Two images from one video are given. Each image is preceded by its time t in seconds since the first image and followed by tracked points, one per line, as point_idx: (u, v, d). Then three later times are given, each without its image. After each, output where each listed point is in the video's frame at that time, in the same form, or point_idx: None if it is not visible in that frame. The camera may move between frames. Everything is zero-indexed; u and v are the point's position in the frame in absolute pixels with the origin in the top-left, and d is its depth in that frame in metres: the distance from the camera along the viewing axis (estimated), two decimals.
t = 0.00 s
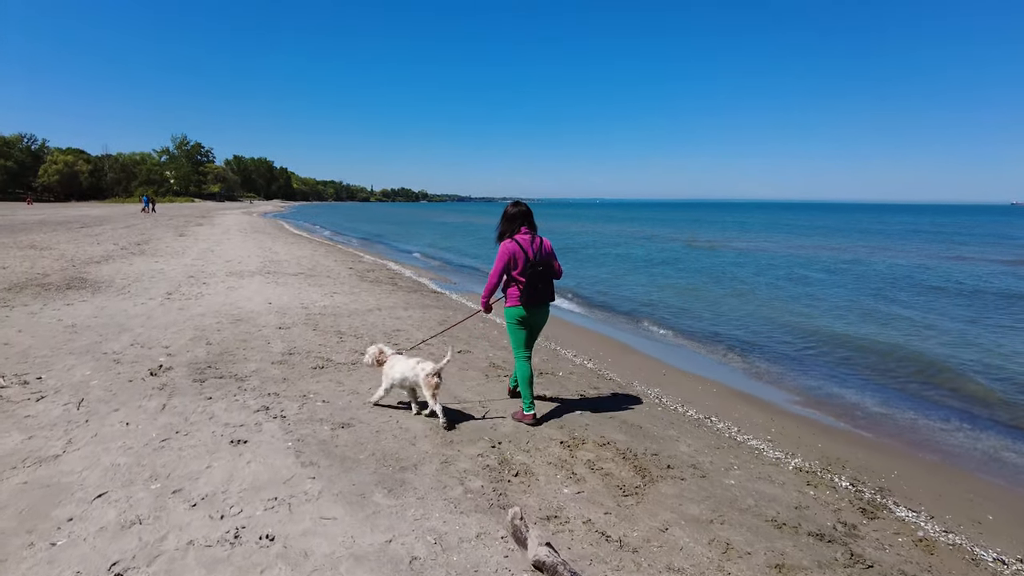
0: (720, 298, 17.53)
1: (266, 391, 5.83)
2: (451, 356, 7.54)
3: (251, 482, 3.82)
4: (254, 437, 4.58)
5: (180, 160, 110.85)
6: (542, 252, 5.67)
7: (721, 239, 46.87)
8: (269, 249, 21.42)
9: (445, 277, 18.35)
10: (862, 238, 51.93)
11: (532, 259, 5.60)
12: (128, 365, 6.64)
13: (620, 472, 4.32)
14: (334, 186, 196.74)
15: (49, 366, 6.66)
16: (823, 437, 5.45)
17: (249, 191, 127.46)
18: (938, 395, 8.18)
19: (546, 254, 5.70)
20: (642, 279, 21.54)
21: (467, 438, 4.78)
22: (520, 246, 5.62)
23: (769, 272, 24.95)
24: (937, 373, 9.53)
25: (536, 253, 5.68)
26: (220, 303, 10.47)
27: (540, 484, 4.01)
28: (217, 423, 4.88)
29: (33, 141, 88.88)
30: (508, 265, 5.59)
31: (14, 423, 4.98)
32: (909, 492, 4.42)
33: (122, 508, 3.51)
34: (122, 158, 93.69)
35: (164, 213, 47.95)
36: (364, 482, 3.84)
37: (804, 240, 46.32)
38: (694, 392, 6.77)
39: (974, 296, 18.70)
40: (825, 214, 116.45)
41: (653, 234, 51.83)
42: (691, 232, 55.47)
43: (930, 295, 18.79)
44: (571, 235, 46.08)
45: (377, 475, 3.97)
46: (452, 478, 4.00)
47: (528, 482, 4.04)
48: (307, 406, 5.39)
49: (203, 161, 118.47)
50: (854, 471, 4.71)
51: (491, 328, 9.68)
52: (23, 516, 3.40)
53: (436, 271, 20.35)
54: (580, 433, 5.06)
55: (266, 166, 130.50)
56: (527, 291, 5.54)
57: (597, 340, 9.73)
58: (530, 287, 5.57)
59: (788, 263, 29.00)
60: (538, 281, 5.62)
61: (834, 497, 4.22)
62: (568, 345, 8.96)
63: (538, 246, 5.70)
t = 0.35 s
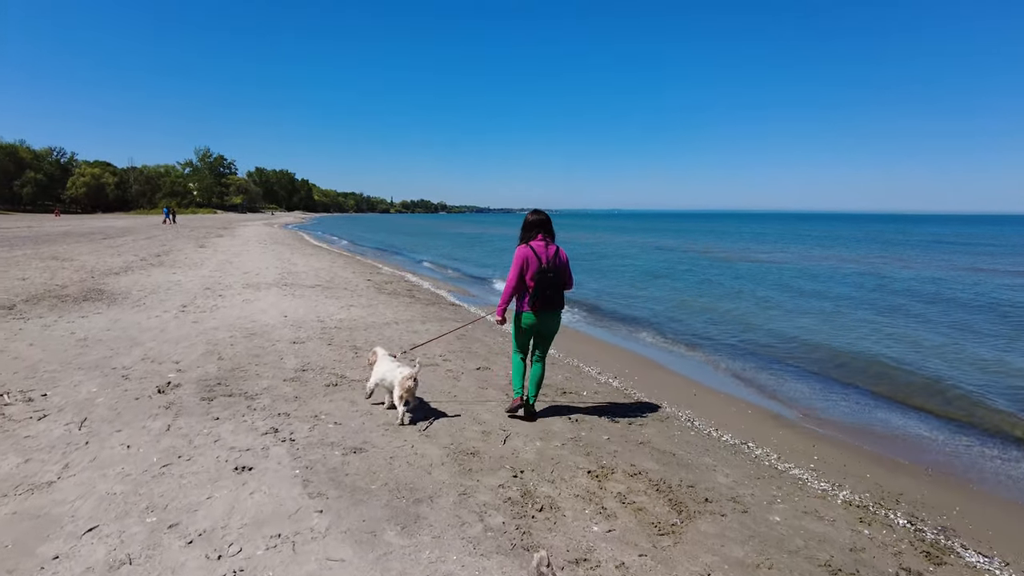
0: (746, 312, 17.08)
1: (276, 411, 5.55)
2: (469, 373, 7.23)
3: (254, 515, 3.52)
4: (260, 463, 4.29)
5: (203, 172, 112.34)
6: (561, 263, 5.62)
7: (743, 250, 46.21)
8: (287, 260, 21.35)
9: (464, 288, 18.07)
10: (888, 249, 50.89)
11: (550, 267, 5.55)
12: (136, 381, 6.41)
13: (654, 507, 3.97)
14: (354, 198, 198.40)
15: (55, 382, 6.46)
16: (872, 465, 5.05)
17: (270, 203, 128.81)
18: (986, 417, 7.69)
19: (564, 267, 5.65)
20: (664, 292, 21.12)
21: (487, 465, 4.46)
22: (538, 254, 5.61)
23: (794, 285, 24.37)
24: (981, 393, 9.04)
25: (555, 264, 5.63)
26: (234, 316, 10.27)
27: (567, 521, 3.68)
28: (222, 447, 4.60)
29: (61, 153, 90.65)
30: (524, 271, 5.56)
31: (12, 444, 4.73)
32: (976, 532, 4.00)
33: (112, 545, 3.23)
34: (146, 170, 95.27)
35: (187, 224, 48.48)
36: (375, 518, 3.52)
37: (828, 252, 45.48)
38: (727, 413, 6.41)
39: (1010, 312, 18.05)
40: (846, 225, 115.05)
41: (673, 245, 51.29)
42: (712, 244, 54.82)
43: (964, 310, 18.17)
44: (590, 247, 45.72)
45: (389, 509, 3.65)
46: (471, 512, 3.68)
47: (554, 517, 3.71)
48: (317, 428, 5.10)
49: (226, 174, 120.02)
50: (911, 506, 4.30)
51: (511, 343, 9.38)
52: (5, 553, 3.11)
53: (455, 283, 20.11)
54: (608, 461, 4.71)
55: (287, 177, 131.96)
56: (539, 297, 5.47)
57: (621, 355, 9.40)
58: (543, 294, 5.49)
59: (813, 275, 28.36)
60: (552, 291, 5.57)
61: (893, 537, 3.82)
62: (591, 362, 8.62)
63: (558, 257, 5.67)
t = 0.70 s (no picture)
0: (778, 325, 16.59)
1: (294, 431, 5.32)
2: (495, 391, 6.96)
3: (264, 552, 3.27)
4: (273, 492, 4.05)
5: (233, 183, 114.21)
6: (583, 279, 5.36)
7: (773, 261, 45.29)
8: (313, 271, 21.33)
9: (488, 300, 17.86)
10: (925, 260, 49.47)
11: (570, 285, 5.32)
12: (154, 398, 6.24)
13: (696, 546, 3.65)
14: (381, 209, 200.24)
15: (72, 397, 6.33)
16: (932, 500, 4.65)
17: (297, 213, 130.41)
18: None
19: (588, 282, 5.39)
20: (692, 304, 20.69)
21: (515, 497, 4.17)
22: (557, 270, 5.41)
23: (829, 298, 23.65)
24: None
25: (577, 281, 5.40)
26: (257, 329, 10.13)
27: (603, 563, 3.37)
28: (236, 471, 4.37)
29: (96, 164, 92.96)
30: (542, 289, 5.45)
31: (21, 464, 4.55)
32: None
33: None
34: (178, 181, 97.13)
35: (215, 234, 49.06)
36: (395, 558, 3.24)
37: (863, 263, 44.31)
38: (769, 437, 6.04)
39: None
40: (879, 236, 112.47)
41: (701, 256, 50.53)
42: (739, 254, 54.02)
43: (1007, 326, 17.46)
44: (616, 257, 45.31)
45: (409, 547, 3.38)
46: (497, 552, 3.39)
47: (588, 558, 3.41)
48: (336, 452, 4.85)
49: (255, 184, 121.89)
50: (981, 549, 3.91)
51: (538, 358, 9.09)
52: None
53: (479, 294, 19.93)
54: (645, 494, 4.39)
55: (314, 188, 133.58)
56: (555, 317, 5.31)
57: (652, 373, 9.04)
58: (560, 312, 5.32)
59: (848, 288, 27.52)
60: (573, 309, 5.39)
61: None
62: (620, 380, 8.28)
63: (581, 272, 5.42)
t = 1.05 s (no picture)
0: (812, 342, 16.06)
1: (314, 453, 5.08)
2: (523, 410, 6.65)
3: None
4: (291, 521, 3.79)
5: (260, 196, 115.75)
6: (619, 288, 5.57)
7: (803, 276, 44.34)
8: (337, 283, 21.21)
9: (513, 314, 17.57)
10: (961, 274, 48.10)
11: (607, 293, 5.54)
12: (171, 415, 6.04)
13: None
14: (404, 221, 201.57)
15: (90, 411, 6.15)
16: (1007, 540, 4.22)
17: (322, 225, 131.72)
18: None
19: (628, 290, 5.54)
20: (721, 320, 20.19)
21: (548, 530, 3.86)
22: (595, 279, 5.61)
23: (863, 314, 22.92)
24: None
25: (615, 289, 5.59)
26: (279, 342, 9.94)
27: None
28: (252, 497, 4.13)
29: (128, 177, 94.90)
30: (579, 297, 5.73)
31: (31, 485, 4.35)
32: None
33: None
34: (206, 195, 98.77)
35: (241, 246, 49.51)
36: None
37: (896, 277, 43.14)
38: (817, 464, 5.62)
39: None
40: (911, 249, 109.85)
41: (728, 269, 49.77)
42: (767, 268, 53.09)
43: None
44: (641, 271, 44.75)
45: None
46: None
47: None
48: (357, 476, 4.59)
49: (281, 197, 123.44)
50: None
51: (566, 375, 8.77)
52: None
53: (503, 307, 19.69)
54: (689, 528, 4.05)
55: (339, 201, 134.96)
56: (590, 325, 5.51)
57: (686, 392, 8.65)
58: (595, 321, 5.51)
59: (883, 304, 26.71)
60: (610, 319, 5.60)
61: None
62: (653, 399, 7.92)
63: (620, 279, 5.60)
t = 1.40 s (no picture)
0: (836, 356, 15.63)
1: (323, 476, 4.84)
2: (541, 430, 6.38)
3: None
4: (296, 553, 3.54)
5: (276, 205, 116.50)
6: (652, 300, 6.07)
7: (823, 287, 43.54)
8: (351, 293, 21.05)
9: (528, 325, 17.29)
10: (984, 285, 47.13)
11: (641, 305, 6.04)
12: (177, 432, 5.83)
13: None
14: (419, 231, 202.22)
15: (94, 427, 5.96)
16: None
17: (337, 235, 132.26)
18: None
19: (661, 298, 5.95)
20: (740, 332, 19.77)
21: (572, 566, 3.58)
22: (629, 286, 6.14)
23: (887, 327, 22.34)
24: None
25: (651, 296, 6.05)
26: (290, 355, 9.73)
27: None
28: (256, 526, 3.89)
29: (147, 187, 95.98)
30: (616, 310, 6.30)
31: (26, 508, 4.14)
32: None
33: None
34: (223, 204, 99.57)
35: (257, 256, 49.68)
36: None
37: (920, 289, 42.18)
38: (856, 490, 5.29)
39: None
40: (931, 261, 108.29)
41: (746, 280, 49.04)
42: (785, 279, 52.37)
43: None
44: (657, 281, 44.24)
45: None
46: None
47: None
48: (367, 502, 4.34)
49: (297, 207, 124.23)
50: None
51: (585, 391, 8.48)
52: None
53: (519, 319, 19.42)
54: (724, 565, 3.75)
55: (354, 211, 135.50)
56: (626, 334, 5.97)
57: (711, 410, 8.31)
58: (629, 330, 5.99)
59: (907, 317, 26.02)
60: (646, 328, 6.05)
61: None
62: (677, 417, 7.60)
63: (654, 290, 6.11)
